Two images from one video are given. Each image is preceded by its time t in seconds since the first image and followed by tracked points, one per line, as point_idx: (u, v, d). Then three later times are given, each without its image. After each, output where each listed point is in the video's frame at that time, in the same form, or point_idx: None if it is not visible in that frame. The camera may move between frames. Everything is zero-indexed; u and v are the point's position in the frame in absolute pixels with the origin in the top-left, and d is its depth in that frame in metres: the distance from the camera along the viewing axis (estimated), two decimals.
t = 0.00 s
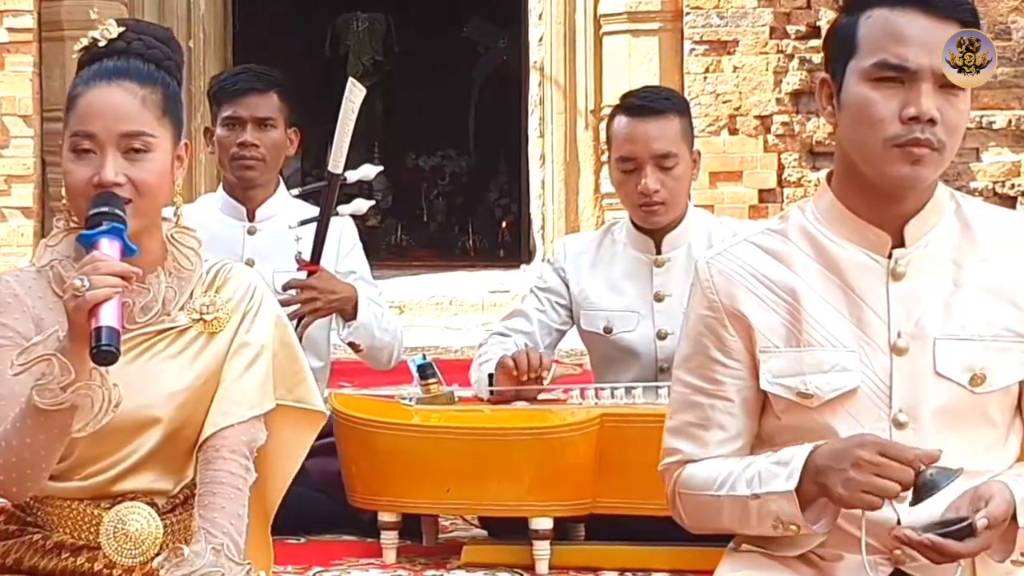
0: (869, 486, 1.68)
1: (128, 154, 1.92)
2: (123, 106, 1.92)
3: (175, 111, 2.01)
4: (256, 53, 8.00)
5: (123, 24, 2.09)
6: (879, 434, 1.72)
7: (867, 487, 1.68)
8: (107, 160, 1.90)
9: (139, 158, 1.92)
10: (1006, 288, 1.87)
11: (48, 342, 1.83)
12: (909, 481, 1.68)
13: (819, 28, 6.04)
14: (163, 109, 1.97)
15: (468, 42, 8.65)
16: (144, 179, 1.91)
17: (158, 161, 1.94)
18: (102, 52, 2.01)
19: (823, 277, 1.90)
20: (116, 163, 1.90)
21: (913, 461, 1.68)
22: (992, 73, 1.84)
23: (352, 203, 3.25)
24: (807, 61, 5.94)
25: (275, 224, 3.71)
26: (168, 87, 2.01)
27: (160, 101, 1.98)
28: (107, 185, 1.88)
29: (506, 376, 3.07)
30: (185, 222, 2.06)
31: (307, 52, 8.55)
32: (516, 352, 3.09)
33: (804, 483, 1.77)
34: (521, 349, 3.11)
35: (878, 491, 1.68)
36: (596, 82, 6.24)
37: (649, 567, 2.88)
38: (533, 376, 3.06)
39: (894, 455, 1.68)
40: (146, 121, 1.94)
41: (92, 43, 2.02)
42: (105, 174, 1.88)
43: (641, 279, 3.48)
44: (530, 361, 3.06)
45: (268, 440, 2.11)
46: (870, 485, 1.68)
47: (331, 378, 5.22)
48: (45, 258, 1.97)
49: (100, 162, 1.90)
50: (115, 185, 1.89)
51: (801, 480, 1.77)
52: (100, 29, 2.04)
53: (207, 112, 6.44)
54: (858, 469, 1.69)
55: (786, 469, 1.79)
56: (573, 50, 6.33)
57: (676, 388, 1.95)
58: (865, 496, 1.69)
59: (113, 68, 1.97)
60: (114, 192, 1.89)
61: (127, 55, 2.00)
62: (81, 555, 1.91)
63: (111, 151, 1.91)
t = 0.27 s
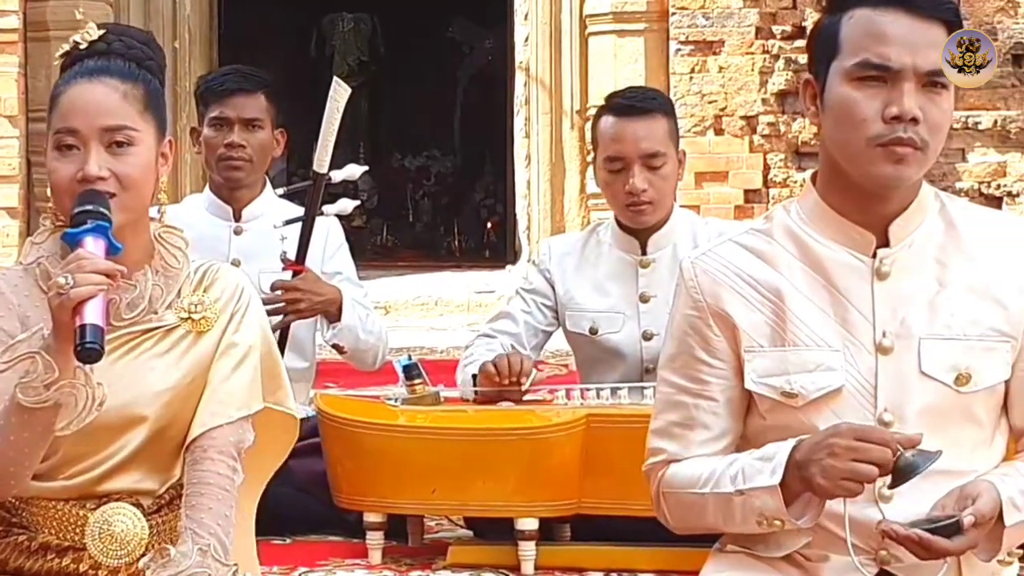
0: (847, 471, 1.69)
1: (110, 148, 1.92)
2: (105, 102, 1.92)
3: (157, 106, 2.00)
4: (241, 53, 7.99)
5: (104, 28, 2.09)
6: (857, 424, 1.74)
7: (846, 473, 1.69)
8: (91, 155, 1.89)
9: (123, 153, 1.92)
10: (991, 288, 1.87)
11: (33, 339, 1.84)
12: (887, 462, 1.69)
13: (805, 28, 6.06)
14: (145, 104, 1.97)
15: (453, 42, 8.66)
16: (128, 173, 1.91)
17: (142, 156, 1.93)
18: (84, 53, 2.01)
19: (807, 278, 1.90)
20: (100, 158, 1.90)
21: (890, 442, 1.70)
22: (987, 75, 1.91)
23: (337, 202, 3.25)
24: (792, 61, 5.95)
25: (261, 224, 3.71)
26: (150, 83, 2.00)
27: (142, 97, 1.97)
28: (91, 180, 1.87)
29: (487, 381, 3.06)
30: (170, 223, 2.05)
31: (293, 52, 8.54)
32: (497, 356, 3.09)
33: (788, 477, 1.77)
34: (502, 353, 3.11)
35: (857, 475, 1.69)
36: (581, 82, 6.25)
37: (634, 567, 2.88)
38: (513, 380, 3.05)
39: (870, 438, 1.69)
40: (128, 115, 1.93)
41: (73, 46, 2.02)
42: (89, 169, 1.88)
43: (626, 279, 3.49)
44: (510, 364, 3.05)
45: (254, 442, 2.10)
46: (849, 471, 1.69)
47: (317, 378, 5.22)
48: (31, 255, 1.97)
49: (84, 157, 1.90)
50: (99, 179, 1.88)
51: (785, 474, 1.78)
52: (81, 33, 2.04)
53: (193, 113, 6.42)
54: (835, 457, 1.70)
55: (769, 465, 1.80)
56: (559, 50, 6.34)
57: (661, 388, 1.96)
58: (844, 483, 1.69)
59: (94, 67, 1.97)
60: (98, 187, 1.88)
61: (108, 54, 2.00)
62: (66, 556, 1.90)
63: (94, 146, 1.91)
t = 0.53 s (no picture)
0: (835, 480, 1.69)
1: (99, 146, 1.91)
2: (93, 100, 1.92)
3: (145, 105, 2.00)
4: (226, 53, 7.97)
5: (91, 28, 2.08)
6: (849, 432, 1.74)
7: (833, 481, 1.69)
8: (80, 153, 1.89)
9: (112, 151, 1.91)
10: (976, 287, 1.87)
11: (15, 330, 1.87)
12: (875, 478, 1.69)
13: (790, 28, 6.06)
14: (133, 102, 1.96)
15: (439, 42, 8.65)
16: (117, 171, 1.90)
17: (131, 154, 1.92)
18: (71, 53, 2.00)
19: (792, 277, 1.91)
20: (88, 155, 1.89)
21: (880, 457, 1.70)
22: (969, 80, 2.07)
23: (320, 198, 3.24)
24: (778, 62, 5.96)
25: (248, 224, 3.70)
26: (137, 82, 1.99)
27: (131, 95, 1.97)
28: (80, 177, 1.87)
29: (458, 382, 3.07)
30: (159, 223, 2.04)
31: (278, 52, 8.51)
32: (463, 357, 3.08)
33: (774, 481, 1.77)
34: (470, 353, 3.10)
35: (846, 484, 1.69)
36: (567, 83, 6.25)
37: (620, 567, 2.88)
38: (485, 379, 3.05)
39: (861, 451, 1.70)
40: (116, 112, 1.93)
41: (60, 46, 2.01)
42: (78, 166, 1.87)
43: (609, 280, 3.49)
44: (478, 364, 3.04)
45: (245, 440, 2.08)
46: (837, 479, 1.69)
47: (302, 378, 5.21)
48: (16, 250, 1.95)
49: (73, 155, 1.89)
50: (88, 176, 1.87)
51: (771, 477, 1.78)
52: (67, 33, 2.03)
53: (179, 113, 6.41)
54: (825, 463, 1.70)
55: (756, 468, 1.79)
56: (544, 51, 6.34)
57: (647, 388, 1.96)
58: (830, 489, 1.69)
59: (81, 65, 1.96)
60: (87, 184, 1.87)
61: (96, 54, 1.99)
62: (52, 557, 1.91)
63: (83, 144, 1.90)
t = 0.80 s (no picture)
0: (814, 468, 1.68)
1: (88, 146, 1.90)
2: (80, 101, 1.90)
3: (132, 105, 1.98)
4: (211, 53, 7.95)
5: (75, 27, 2.07)
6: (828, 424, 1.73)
7: (812, 470, 1.69)
8: (68, 153, 1.88)
9: (99, 151, 1.90)
10: (962, 287, 1.87)
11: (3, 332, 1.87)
12: (853, 465, 1.68)
13: (775, 28, 6.07)
14: (120, 102, 1.95)
15: (424, 42, 8.60)
16: (105, 171, 1.89)
17: (118, 154, 1.91)
18: (56, 52, 1.98)
19: (778, 278, 1.90)
20: (77, 156, 1.88)
21: (858, 447, 1.69)
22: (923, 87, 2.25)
23: (306, 201, 3.23)
24: (763, 61, 5.96)
25: (232, 225, 3.68)
26: (123, 82, 1.98)
27: (117, 95, 1.95)
28: (68, 179, 1.85)
29: (451, 381, 3.05)
30: (146, 223, 2.02)
31: (263, 51, 8.49)
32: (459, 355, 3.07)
33: (757, 478, 1.77)
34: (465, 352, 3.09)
35: (824, 473, 1.68)
36: (552, 83, 6.25)
37: (606, 567, 2.88)
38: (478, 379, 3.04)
39: (838, 440, 1.69)
40: (104, 113, 1.91)
41: (44, 46, 1.99)
42: (66, 167, 1.86)
43: (594, 279, 3.50)
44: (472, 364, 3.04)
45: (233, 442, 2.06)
46: (816, 468, 1.68)
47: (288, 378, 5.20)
48: (4, 251, 1.94)
49: (61, 156, 1.88)
50: (76, 177, 1.86)
51: (753, 475, 1.77)
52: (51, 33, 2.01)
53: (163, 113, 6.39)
54: (804, 452, 1.70)
55: (739, 466, 1.79)
56: (529, 51, 6.33)
57: (632, 388, 1.95)
58: (811, 479, 1.69)
59: (67, 65, 1.95)
60: (75, 185, 1.86)
61: (81, 53, 1.98)
62: (38, 557, 1.92)
63: (71, 145, 1.88)
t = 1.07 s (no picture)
0: (801, 471, 1.68)
1: (75, 150, 1.89)
2: (68, 103, 1.89)
3: (120, 107, 1.97)
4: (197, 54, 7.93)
5: (64, 27, 2.05)
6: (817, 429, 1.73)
7: (800, 472, 1.68)
8: (55, 156, 1.87)
9: (87, 154, 1.89)
10: (947, 288, 1.87)
11: None
12: (841, 471, 1.68)
13: (761, 29, 6.07)
14: (108, 104, 1.94)
15: (410, 43, 8.64)
16: (92, 175, 1.88)
17: (105, 157, 1.90)
18: (45, 53, 1.97)
19: (763, 278, 1.90)
20: (64, 159, 1.87)
21: (846, 453, 1.69)
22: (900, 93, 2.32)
23: (296, 205, 3.21)
24: (749, 62, 5.96)
25: (217, 226, 3.67)
26: (112, 84, 1.97)
27: (106, 97, 1.94)
28: (55, 182, 1.84)
29: (437, 380, 3.05)
30: (132, 225, 2.02)
31: (248, 52, 8.48)
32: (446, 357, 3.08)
33: (741, 478, 1.77)
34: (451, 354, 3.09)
35: (810, 476, 1.68)
36: (538, 83, 6.25)
37: (591, 568, 2.88)
38: (464, 379, 3.04)
39: (828, 443, 1.69)
40: (92, 116, 1.90)
41: (32, 46, 1.98)
42: (53, 170, 1.85)
43: (579, 279, 3.50)
44: (459, 365, 3.04)
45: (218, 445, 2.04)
46: (803, 470, 1.68)
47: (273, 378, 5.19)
48: None
49: (48, 159, 1.87)
50: (64, 181, 1.85)
51: (739, 474, 1.77)
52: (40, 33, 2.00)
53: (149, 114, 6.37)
54: (791, 454, 1.70)
55: (725, 465, 1.79)
56: (515, 52, 6.33)
57: (618, 389, 1.95)
58: (797, 482, 1.69)
59: (55, 67, 1.94)
60: (63, 188, 1.85)
61: (70, 54, 1.97)
62: (24, 557, 1.90)
63: (58, 148, 1.88)
